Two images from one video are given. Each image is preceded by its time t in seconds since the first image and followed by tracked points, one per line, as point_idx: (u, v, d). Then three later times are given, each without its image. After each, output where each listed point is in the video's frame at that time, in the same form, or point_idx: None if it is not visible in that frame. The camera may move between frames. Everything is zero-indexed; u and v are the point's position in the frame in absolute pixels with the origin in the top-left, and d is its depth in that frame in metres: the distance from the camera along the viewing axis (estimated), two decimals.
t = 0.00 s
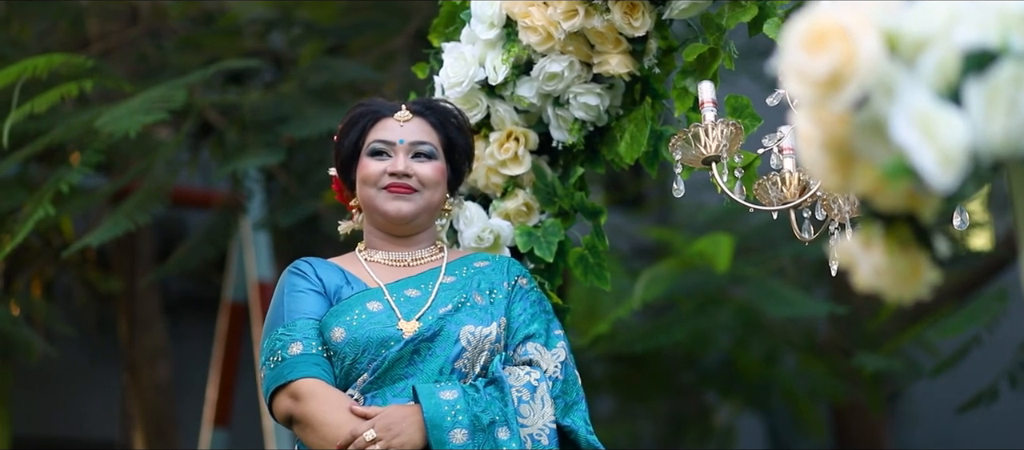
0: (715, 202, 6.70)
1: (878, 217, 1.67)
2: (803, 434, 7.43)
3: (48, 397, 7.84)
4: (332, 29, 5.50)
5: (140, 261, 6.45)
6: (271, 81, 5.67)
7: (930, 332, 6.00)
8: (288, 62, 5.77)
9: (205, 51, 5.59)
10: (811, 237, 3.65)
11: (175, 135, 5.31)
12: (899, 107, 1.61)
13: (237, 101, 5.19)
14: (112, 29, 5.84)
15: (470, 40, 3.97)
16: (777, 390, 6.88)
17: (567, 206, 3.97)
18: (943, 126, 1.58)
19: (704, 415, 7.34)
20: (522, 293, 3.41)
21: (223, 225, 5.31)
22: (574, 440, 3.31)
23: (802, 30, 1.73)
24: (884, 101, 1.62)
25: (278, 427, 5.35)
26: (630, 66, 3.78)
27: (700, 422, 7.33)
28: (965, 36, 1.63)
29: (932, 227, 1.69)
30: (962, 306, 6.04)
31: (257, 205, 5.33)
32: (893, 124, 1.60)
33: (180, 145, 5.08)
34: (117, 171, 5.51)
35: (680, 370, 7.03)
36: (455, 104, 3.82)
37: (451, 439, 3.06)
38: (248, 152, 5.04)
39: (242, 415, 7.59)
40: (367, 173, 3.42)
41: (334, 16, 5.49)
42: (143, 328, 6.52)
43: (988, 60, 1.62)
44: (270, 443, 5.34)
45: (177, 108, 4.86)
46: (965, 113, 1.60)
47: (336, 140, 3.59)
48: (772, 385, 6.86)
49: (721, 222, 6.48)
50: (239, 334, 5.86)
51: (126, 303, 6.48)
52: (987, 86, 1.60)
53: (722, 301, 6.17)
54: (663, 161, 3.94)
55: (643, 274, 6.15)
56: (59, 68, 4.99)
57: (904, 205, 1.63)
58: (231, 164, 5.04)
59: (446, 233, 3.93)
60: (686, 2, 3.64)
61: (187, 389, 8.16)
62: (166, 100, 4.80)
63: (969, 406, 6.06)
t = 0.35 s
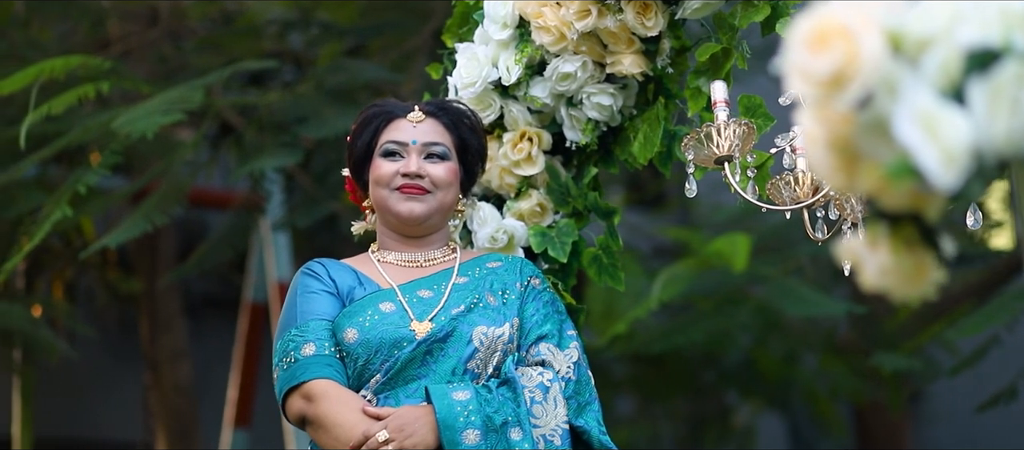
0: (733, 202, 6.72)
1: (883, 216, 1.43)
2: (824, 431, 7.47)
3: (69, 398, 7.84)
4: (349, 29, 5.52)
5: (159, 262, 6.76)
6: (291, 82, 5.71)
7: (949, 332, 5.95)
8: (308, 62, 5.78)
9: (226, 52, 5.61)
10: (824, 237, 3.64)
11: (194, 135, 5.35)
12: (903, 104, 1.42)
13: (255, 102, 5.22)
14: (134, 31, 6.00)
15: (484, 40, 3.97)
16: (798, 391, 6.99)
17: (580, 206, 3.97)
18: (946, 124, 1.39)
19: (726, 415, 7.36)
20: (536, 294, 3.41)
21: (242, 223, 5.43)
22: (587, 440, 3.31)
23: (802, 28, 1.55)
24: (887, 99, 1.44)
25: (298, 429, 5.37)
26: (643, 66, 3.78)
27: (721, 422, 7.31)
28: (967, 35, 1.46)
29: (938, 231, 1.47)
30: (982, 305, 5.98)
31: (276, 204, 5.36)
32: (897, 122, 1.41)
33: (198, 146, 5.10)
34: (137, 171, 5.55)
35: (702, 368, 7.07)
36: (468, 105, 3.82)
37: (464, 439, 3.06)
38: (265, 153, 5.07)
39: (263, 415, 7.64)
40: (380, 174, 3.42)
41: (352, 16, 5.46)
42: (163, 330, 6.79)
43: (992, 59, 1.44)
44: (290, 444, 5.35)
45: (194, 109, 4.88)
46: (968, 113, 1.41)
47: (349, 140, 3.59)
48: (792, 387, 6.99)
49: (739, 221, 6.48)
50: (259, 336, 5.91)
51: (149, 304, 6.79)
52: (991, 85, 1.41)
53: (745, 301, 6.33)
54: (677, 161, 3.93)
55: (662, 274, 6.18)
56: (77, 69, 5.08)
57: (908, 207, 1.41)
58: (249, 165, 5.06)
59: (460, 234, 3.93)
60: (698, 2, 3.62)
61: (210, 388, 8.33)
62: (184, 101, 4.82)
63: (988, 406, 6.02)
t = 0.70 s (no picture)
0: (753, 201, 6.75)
1: (889, 215, 1.33)
2: (848, 431, 7.48)
3: (91, 397, 8.12)
4: (370, 30, 5.63)
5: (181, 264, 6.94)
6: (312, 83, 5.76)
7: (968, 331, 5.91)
8: (329, 63, 5.82)
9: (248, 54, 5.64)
10: (840, 237, 3.62)
11: (215, 136, 5.39)
12: (908, 104, 1.28)
13: (274, 102, 5.26)
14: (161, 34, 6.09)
15: (498, 41, 3.96)
16: (823, 389, 7.04)
17: (596, 206, 3.95)
18: (952, 124, 1.26)
19: (749, 414, 7.39)
20: (549, 294, 3.40)
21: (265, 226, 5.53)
22: (601, 441, 3.29)
23: (803, 27, 1.41)
24: (892, 99, 1.30)
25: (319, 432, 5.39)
26: (658, 65, 3.77)
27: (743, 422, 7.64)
28: (973, 32, 1.32)
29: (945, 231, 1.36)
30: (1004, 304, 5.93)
31: (298, 205, 5.39)
32: (901, 122, 1.28)
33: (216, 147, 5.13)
34: (158, 172, 5.60)
35: (726, 368, 7.15)
36: (483, 105, 3.82)
37: (477, 440, 3.06)
38: (284, 155, 5.10)
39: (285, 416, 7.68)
40: (394, 175, 3.42)
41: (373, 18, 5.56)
42: (187, 329, 6.90)
43: (1002, 55, 1.30)
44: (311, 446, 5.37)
45: (212, 110, 4.89)
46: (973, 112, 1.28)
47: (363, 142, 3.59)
48: (817, 386, 7.06)
49: (759, 221, 6.49)
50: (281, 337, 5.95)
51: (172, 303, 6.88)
52: (996, 84, 1.28)
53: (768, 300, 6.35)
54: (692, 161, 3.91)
55: (680, 273, 6.20)
56: (97, 72, 5.12)
57: (913, 206, 1.30)
58: (268, 166, 5.08)
59: (475, 234, 3.93)
60: (712, 2, 3.62)
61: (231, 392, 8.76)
62: (203, 102, 4.84)
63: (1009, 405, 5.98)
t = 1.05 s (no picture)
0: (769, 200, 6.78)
1: (893, 214, 1.54)
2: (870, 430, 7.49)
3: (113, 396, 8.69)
4: (388, 30, 5.68)
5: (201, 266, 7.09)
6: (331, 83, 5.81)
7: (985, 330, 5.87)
8: (348, 63, 5.81)
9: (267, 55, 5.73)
10: (852, 236, 3.60)
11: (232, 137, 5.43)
12: (909, 102, 1.44)
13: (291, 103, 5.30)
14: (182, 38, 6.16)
15: (511, 40, 3.96)
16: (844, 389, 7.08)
17: (608, 206, 3.94)
18: (953, 121, 1.42)
19: (768, 414, 7.69)
20: (561, 293, 3.40)
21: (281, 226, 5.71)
22: (613, 440, 3.29)
23: (806, 25, 1.55)
24: (894, 96, 1.45)
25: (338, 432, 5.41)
26: (670, 65, 3.76)
27: (764, 421, 7.68)
28: (972, 32, 1.48)
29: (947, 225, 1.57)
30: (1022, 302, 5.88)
31: (317, 204, 5.42)
32: (902, 120, 1.44)
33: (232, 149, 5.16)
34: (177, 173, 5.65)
35: (746, 369, 7.24)
36: (496, 105, 3.81)
37: (487, 440, 3.06)
38: (300, 156, 5.11)
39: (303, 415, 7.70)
40: (405, 175, 3.42)
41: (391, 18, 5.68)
42: (208, 330, 7.10)
43: (996, 55, 1.47)
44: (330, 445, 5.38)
45: (227, 112, 4.90)
46: (972, 110, 1.45)
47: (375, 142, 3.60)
48: (838, 384, 7.07)
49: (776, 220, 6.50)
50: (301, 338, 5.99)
51: (193, 304, 7.05)
52: (995, 82, 1.45)
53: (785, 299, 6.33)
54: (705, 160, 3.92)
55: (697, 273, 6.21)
56: (114, 74, 5.16)
57: (915, 203, 1.48)
58: (284, 167, 5.10)
59: (488, 234, 3.93)
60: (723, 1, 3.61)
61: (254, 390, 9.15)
62: (219, 103, 4.85)
63: None
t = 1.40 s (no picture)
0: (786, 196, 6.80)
1: (894, 211, 1.49)
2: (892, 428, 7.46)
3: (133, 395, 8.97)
4: (404, 30, 5.63)
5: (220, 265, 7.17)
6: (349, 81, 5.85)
7: (1002, 327, 5.82)
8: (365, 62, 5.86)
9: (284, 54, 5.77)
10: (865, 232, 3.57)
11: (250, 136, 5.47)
12: (909, 99, 1.40)
13: (307, 102, 5.33)
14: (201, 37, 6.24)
15: (522, 39, 3.95)
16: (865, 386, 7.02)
17: (620, 204, 3.94)
18: (951, 117, 1.38)
19: (790, 411, 7.55)
20: (571, 291, 3.39)
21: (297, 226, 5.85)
22: (623, 438, 3.28)
23: (804, 20, 1.51)
24: (893, 93, 1.41)
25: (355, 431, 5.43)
26: (681, 62, 3.75)
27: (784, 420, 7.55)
28: (972, 27, 1.44)
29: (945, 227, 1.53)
30: None
31: (335, 203, 5.44)
32: (902, 118, 1.39)
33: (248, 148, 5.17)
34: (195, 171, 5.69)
35: (765, 366, 7.22)
36: (507, 103, 3.80)
37: (497, 438, 3.06)
38: (316, 155, 5.13)
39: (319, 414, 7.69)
40: (415, 173, 3.42)
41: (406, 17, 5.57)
42: (228, 330, 7.15)
43: (997, 49, 1.42)
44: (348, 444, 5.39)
45: (243, 111, 4.92)
46: (972, 106, 1.40)
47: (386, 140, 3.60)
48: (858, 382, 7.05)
49: (793, 217, 6.49)
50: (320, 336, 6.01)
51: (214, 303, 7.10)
52: (998, 76, 1.41)
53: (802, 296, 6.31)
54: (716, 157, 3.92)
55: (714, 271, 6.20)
56: (131, 74, 5.20)
57: (916, 201, 1.43)
58: (301, 166, 5.11)
59: (500, 233, 3.92)
60: None
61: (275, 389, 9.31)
62: (235, 102, 4.87)
63: None
